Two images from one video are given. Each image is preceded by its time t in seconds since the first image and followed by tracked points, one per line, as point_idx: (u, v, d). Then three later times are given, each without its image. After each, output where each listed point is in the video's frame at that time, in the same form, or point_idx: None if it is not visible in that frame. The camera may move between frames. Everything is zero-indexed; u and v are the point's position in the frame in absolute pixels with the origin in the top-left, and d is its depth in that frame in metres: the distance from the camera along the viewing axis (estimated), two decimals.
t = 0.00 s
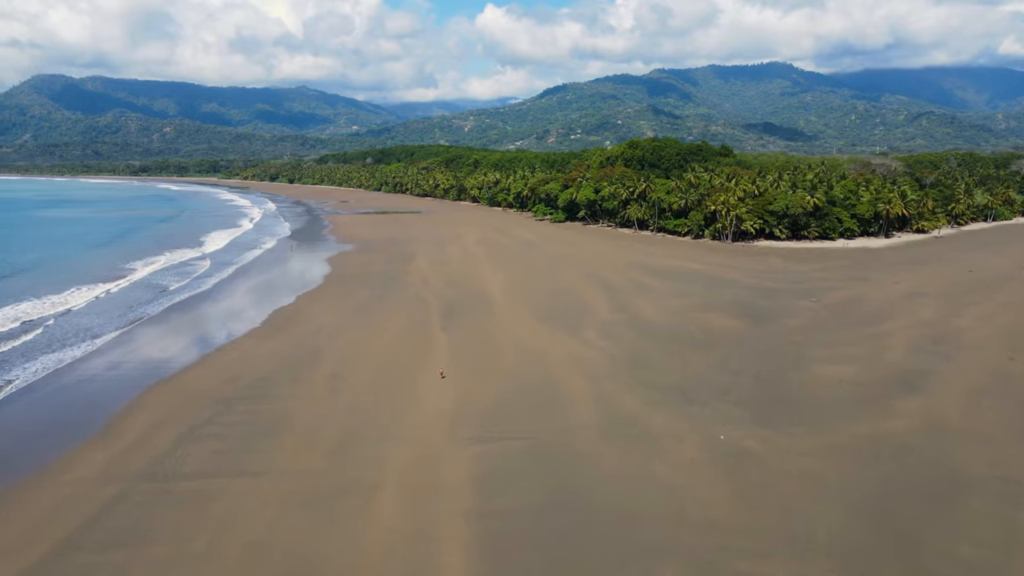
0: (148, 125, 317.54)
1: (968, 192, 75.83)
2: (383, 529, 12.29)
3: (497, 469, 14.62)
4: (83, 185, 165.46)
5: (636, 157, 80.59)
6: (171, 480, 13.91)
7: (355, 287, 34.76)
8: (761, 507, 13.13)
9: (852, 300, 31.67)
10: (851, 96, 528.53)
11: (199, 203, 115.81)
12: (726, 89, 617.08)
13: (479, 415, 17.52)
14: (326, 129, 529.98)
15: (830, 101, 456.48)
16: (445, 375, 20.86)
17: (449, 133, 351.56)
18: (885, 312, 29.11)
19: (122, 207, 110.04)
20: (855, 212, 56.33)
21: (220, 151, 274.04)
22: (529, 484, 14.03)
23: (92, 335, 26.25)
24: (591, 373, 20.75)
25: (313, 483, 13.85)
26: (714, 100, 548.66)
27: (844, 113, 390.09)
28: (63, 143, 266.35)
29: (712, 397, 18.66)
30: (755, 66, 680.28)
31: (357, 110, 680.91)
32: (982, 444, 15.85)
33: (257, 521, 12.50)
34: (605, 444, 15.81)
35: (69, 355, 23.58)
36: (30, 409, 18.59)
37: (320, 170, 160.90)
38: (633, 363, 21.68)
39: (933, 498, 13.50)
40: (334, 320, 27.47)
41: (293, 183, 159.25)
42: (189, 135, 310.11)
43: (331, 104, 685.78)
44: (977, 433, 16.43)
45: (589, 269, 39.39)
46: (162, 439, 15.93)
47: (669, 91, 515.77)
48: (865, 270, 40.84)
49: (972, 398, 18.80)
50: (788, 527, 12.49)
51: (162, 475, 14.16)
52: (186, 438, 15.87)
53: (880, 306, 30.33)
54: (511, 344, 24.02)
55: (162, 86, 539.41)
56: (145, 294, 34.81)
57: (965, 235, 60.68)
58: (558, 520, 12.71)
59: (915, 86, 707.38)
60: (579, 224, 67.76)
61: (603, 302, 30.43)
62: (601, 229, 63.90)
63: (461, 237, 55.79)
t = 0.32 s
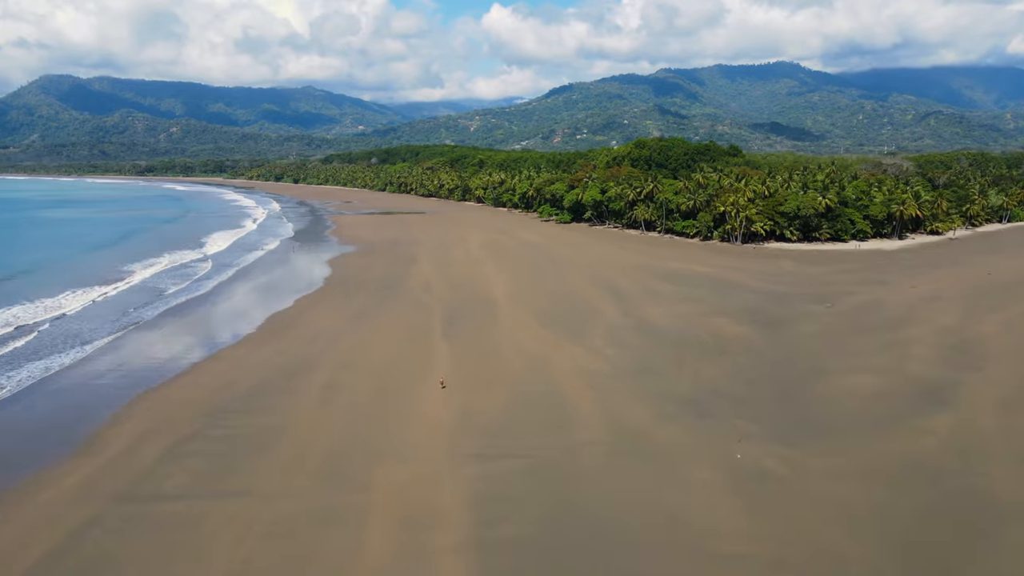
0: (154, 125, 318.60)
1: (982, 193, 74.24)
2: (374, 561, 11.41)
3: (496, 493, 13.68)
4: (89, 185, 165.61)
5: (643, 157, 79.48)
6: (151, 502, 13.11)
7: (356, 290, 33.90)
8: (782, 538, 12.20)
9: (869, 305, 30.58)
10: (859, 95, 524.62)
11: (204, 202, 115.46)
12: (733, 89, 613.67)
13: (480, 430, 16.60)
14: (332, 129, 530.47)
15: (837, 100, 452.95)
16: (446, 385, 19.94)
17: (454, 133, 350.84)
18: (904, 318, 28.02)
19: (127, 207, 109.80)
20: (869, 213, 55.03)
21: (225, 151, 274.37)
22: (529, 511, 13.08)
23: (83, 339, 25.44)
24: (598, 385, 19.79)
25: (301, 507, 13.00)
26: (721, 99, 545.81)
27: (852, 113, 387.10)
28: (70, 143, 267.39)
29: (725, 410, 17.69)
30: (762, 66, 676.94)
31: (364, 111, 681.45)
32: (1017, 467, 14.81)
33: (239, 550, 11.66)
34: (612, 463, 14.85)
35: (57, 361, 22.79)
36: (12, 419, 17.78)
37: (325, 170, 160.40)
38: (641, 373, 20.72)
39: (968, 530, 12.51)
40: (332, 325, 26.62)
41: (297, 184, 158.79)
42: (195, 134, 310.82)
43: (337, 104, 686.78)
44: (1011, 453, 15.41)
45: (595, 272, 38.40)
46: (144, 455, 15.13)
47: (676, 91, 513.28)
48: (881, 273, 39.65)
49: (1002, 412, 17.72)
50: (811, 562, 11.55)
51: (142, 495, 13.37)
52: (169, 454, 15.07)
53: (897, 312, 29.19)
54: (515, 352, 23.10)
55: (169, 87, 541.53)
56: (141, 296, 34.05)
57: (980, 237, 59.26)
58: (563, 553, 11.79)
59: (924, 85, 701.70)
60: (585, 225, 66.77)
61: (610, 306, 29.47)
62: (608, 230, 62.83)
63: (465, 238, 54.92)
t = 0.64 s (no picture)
0: (161, 125, 319.53)
1: (997, 193, 72.66)
2: None
3: (495, 518, 12.77)
4: (92, 186, 165.43)
5: (650, 157, 78.38)
6: (127, 527, 12.31)
7: (355, 294, 33.04)
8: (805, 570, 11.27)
9: (886, 311, 29.48)
10: (866, 95, 521.02)
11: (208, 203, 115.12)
12: (739, 88, 610.52)
13: (481, 448, 15.69)
14: (338, 129, 530.63)
15: (844, 100, 449.65)
16: (446, 397, 19.04)
17: (459, 133, 350.00)
18: (924, 324, 26.92)
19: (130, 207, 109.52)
20: (881, 214, 53.75)
21: (231, 151, 274.60)
22: (531, 538, 12.17)
23: (72, 345, 24.64)
24: (605, 398, 18.86)
25: (288, 532, 12.17)
26: (727, 99, 543.21)
27: (859, 112, 384.10)
28: (77, 143, 268.31)
29: (740, 426, 16.73)
30: (768, 66, 673.98)
31: (369, 111, 681.83)
32: None
33: None
34: (621, 484, 13.92)
35: (44, 369, 22.00)
36: None
37: (329, 170, 159.84)
38: (650, 385, 19.78)
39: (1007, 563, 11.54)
40: (329, 332, 25.76)
41: (302, 184, 158.25)
42: (201, 135, 311.34)
43: (343, 104, 687.54)
44: None
45: (602, 275, 37.43)
46: (124, 475, 14.31)
47: (681, 91, 510.78)
48: (897, 276, 38.43)
49: None
50: None
51: (117, 520, 12.55)
52: (152, 473, 14.28)
53: (916, 318, 28.09)
54: (518, 361, 22.18)
55: (175, 87, 543.34)
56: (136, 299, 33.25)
57: (996, 239, 57.83)
58: None
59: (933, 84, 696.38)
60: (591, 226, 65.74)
61: (617, 312, 28.54)
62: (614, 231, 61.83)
63: (469, 240, 54.08)
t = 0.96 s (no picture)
0: (166, 125, 320.20)
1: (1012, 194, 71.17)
2: None
3: (493, 546, 11.91)
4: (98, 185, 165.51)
5: (657, 157, 77.29)
6: (99, 558, 11.52)
7: (355, 297, 32.19)
8: None
9: (904, 317, 28.39)
10: (874, 95, 517.45)
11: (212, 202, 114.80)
12: (746, 88, 607.58)
13: (481, 467, 14.82)
14: (343, 129, 530.77)
15: (851, 100, 446.44)
16: (447, 408, 18.26)
17: (465, 133, 349.15)
18: (945, 332, 25.83)
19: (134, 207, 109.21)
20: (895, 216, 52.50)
21: (237, 151, 274.65)
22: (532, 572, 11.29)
23: (61, 352, 23.84)
24: (613, 410, 17.92)
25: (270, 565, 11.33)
26: (733, 99, 540.63)
27: (866, 112, 380.85)
28: (84, 143, 269.36)
29: (756, 445, 15.72)
30: (774, 65, 670.40)
31: (375, 111, 682.16)
32: None
33: None
34: (629, 508, 13.04)
35: (30, 378, 21.20)
36: None
37: (333, 170, 159.27)
38: (659, 397, 18.80)
39: None
40: (326, 338, 24.86)
41: (306, 184, 157.70)
42: (207, 135, 311.67)
43: (349, 104, 688.22)
44: None
45: (608, 278, 36.43)
46: (97, 498, 13.45)
47: (687, 91, 508.45)
48: (913, 280, 37.27)
49: None
50: None
51: (84, 551, 11.72)
52: (131, 495, 13.50)
53: (936, 325, 27.00)
54: (520, 370, 21.27)
55: (182, 87, 545.00)
56: (131, 302, 32.48)
57: (1011, 240, 56.47)
58: None
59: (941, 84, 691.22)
60: (596, 227, 64.70)
61: (624, 317, 27.58)
62: (620, 232, 60.82)
63: (472, 241, 53.16)
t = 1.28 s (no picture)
0: (173, 125, 321.16)
1: None
2: None
3: None
4: (104, 185, 165.90)
5: (664, 157, 76.19)
6: None
7: (355, 302, 31.39)
8: None
9: (923, 323, 27.32)
10: (881, 95, 513.71)
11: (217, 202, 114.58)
12: (752, 87, 604.54)
13: (480, 491, 14.00)
14: (348, 129, 531.08)
15: (858, 100, 442.92)
16: (447, 423, 17.47)
17: (470, 133, 348.33)
18: (968, 339, 24.74)
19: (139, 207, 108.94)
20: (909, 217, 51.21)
21: (242, 151, 275.03)
22: None
23: (51, 360, 23.03)
24: (622, 426, 17.01)
25: None
26: (740, 99, 537.63)
27: (874, 111, 377.60)
28: (91, 143, 270.38)
29: (772, 467, 14.79)
30: (781, 65, 667.60)
31: (381, 111, 683.52)
32: None
33: None
34: (638, 539, 12.14)
35: (16, 388, 20.38)
36: None
37: (338, 170, 158.68)
38: (669, 412, 17.89)
39: None
40: (322, 346, 24.05)
41: (311, 184, 157.23)
42: (213, 135, 312.16)
43: (355, 104, 688.92)
44: None
45: (615, 282, 35.51)
46: (75, 525, 12.77)
47: (693, 90, 505.74)
48: (930, 284, 36.07)
49: None
50: None
51: None
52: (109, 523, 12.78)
53: (958, 332, 25.91)
54: (524, 381, 20.42)
55: (189, 87, 547.02)
56: (127, 306, 31.68)
57: None
58: None
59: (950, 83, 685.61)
60: (602, 229, 63.71)
61: (632, 323, 26.66)
62: (627, 234, 59.84)
63: (476, 243, 52.33)
